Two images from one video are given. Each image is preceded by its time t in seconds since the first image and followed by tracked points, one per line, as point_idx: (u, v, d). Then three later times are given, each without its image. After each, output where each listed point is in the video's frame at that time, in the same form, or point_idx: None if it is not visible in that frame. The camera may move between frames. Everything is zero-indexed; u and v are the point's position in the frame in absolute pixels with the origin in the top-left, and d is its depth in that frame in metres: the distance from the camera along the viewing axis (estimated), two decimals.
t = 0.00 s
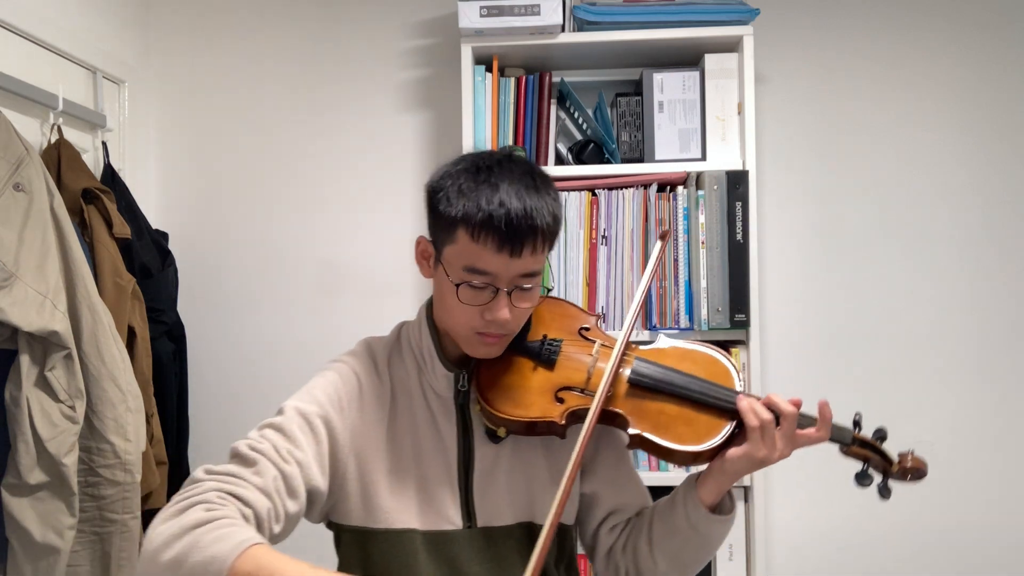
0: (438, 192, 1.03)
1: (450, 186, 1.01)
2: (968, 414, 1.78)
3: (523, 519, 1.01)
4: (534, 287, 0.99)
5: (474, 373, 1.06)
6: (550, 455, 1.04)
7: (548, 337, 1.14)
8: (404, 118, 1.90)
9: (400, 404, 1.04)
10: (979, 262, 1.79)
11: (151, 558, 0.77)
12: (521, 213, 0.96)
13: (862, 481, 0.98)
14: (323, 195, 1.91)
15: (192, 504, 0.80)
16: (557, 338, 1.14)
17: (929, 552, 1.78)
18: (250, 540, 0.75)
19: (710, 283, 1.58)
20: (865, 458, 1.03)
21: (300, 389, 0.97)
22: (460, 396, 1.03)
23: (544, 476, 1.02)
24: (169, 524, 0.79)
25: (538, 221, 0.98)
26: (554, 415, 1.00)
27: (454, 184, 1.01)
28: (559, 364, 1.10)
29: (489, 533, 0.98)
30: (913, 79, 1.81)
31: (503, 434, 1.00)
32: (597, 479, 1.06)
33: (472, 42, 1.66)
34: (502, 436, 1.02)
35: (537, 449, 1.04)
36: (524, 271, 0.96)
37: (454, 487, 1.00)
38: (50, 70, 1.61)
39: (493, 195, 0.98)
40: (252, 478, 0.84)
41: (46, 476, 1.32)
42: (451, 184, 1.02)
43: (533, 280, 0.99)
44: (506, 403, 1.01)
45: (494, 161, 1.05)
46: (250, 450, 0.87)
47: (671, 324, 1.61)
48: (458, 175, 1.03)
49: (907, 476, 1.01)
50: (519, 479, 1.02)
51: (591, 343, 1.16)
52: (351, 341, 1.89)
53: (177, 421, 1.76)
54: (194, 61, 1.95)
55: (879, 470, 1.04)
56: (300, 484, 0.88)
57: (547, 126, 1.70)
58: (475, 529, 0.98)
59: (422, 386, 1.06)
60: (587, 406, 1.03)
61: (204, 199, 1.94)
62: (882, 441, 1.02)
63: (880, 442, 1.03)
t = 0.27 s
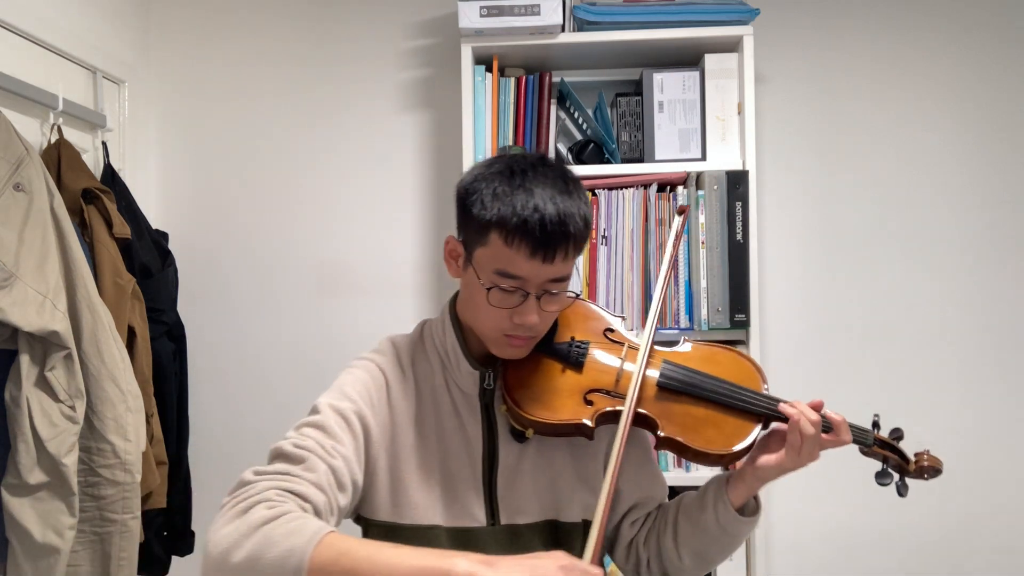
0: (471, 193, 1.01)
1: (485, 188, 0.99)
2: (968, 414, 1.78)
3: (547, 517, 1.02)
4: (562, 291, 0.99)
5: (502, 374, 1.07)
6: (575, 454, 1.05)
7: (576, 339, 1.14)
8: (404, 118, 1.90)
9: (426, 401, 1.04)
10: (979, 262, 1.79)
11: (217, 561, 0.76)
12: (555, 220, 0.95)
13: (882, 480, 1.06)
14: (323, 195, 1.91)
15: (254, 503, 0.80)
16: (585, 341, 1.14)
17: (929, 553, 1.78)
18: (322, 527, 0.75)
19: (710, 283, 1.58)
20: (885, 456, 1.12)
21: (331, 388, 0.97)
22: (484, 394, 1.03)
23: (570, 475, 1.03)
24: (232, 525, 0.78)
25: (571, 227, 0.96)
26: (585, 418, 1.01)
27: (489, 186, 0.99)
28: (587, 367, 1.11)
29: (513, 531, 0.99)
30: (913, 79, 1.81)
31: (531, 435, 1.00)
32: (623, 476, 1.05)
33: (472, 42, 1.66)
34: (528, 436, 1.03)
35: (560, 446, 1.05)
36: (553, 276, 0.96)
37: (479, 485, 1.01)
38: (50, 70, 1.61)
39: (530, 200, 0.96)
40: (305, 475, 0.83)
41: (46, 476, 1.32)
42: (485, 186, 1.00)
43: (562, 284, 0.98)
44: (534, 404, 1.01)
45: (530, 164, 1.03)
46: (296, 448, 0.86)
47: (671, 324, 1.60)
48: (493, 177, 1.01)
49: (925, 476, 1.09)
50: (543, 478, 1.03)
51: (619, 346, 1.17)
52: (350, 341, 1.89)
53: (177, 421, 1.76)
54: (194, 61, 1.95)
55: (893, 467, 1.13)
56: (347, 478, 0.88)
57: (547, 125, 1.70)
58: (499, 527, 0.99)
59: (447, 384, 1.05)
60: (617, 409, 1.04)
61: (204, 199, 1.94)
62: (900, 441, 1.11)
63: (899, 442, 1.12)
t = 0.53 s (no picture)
0: (507, 196, 1.01)
1: (523, 191, 1.00)
2: (968, 414, 1.78)
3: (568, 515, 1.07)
4: (593, 295, 1.00)
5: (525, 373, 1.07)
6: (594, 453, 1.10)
7: (601, 341, 1.14)
8: (404, 118, 1.90)
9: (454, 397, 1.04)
10: (979, 262, 1.79)
11: (286, 551, 0.76)
12: (594, 225, 0.96)
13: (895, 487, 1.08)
14: (323, 195, 1.91)
15: (312, 493, 0.79)
16: (610, 343, 1.14)
17: (928, 553, 1.78)
18: (392, 509, 0.78)
19: (710, 283, 1.58)
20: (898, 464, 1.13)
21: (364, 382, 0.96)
22: (506, 393, 1.05)
23: (591, 475, 1.08)
24: (292, 515, 0.78)
25: (607, 232, 0.98)
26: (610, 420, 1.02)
27: (526, 189, 0.99)
28: (611, 368, 1.10)
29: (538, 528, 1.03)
30: (912, 79, 1.81)
31: (552, 434, 1.03)
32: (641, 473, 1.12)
33: (472, 42, 1.66)
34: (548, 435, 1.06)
35: (580, 445, 1.09)
36: (589, 281, 0.97)
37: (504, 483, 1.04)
38: (50, 70, 1.61)
39: (568, 204, 0.96)
40: (356, 464, 0.83)
41: (46, 476, 1.32)
42: (523, 189, 1.00)
43: (594, 288, 0.99)
44: (557, 405, 1.02)
45: (566, 168, 1.04)
46: (341, 438, 0.85)
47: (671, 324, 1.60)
48: (530, 179, 1.01)
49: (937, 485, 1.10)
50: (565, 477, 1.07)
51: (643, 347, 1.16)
52: (351, 342, 1.89)
53: (177, 421, 1.76)
54: (194, 61, 1.95)
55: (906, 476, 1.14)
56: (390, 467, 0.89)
57: (547, 125, 1.70)
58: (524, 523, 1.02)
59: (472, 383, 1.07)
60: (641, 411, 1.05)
61: (204, 199, 1.94)
62: (914, 450, 1.13)
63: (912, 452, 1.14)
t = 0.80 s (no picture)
0: (540, 198, 1.01)
1: (555, 194, 1.00)
2: (967, 414, 1.78)
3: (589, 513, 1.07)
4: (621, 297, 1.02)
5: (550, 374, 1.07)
6: (614, 451, 1.11)
7: (623, 342, 1.15)
8: (403, 118, 1.90)
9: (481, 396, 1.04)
10: (978, 262, 1.79)
11: (357, 546, 0.76)
12: (628, 229, 0.97)
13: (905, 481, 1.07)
14: (323, 195, 1.91)
15: (373, 486, 0.79)
16: (631, 344, 1.15)
17: (927, 553, 1.78)
18: (459, 495, 0.78)
19: (710, 283, 1.58)
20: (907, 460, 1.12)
21: (396, 378, 0.94)
22: (530, 393, 1.07)
23: (612, 474, 1.09)
24: (356, 510, 0.78)
25: (639, 237, 0.99)
26: (634, 417, 1.03)
27: (559, 192, 1.00)
28: (635, 368, 1.11)
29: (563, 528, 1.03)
30: (911, 80, 1.81)
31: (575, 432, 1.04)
32: (656, 470, 1.14)
33: (471, 41, 1.66)
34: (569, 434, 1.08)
35: (601, 444, 1.10)
36: (620, 283, 0.98)
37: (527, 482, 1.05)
38: (50, 70, 1.61)
39: (603, 207, 0.97)
40: (408, 456, 0.83)
41: (46, 476, 1.32)
42: (556, 192, 1.00)
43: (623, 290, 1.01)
44: (581, 403, 1.03)
45: (597, 172, 1.05)
46: (388, 432, 0.84)
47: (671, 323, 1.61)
48: (562, 182, 1.02)
49: (946, 479, 1.10)
50: (586, 476, 1.09)
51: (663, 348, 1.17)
52: (351, 342, 1.89)
53: (177, 421, 1.76)
54: (194, 61, 1.95)
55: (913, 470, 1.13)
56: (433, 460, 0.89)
57: (547, 125, 1.70)
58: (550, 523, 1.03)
59: (496, 383, 1.07)
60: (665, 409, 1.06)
61: (204, 198, 1.94)
62: (923, 446, 1.12)
63: (920, 448, 1.13)
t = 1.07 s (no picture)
0: (565, 200, 1.02)
1: (579, 195, 1.01)
2: (968, 414, 1.78)
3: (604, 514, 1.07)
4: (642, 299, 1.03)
5: (570, 375, 1.08)
6: (628, 452, 1.09)
7: (641, 342, 1.16)
8: (403, 118, 1.90)
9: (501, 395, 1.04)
10: (978, 262, 1.79)
11: (429, 546, 0.78)
12: (653, 230, 0.99)
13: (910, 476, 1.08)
14: (322, 195, 1.91)
15: (433, 487, 0.82)
16: (649, 345, 1.16)
17: (927, 553, 1.78)
18: (517, 485, 0.82)
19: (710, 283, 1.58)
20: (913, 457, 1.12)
21: (421, 381, 0.95)
22: (550, 392, 1.06)
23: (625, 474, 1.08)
24: (421, 511, 0.80)
25: (662, 237, 1.01)
26: (653, 418, 1.04)
27: (582, 194, 1.01)
28: (653, 369, 1.12)
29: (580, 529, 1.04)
30: (911, 80, 1.81)
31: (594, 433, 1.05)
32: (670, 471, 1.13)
33: (471, 41, 1.66)
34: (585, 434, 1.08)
35: (614, 443, 1.09)
36: (643, 284, 1.00)
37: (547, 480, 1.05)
38: (50, 70, 1.61)
39: (628, 209, 0.98)
40: (456, 453, 0.87)
41: (46, 476, 1.32)
42: (581, 193, 1.01)
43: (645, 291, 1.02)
44: (601, 403, 1.04)
45: (618, 172, 1.06)
46: (430, 434, 0.87)
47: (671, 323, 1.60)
48: (585, 183, 1.03)
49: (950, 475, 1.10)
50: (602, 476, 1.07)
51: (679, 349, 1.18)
52: (351, 341, 1.89)
53: (177, 421, 1.76)
54: (194, 62, 1.95)
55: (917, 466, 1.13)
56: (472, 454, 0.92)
57: (547, 125, 1.70)
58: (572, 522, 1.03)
59: (516, 382, 1.07)
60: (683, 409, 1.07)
61: (204, 198, 1.94)
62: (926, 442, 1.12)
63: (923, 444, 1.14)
